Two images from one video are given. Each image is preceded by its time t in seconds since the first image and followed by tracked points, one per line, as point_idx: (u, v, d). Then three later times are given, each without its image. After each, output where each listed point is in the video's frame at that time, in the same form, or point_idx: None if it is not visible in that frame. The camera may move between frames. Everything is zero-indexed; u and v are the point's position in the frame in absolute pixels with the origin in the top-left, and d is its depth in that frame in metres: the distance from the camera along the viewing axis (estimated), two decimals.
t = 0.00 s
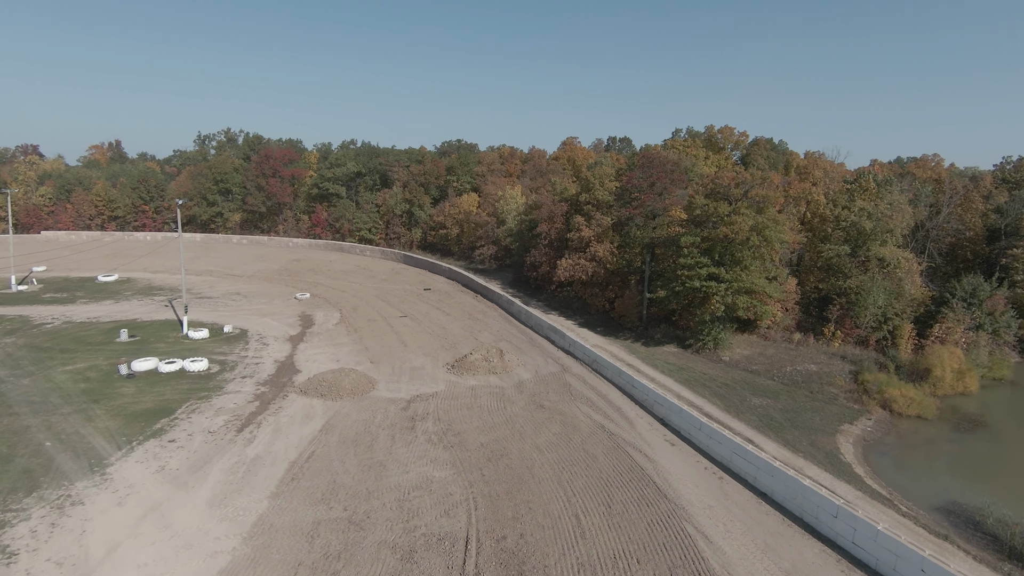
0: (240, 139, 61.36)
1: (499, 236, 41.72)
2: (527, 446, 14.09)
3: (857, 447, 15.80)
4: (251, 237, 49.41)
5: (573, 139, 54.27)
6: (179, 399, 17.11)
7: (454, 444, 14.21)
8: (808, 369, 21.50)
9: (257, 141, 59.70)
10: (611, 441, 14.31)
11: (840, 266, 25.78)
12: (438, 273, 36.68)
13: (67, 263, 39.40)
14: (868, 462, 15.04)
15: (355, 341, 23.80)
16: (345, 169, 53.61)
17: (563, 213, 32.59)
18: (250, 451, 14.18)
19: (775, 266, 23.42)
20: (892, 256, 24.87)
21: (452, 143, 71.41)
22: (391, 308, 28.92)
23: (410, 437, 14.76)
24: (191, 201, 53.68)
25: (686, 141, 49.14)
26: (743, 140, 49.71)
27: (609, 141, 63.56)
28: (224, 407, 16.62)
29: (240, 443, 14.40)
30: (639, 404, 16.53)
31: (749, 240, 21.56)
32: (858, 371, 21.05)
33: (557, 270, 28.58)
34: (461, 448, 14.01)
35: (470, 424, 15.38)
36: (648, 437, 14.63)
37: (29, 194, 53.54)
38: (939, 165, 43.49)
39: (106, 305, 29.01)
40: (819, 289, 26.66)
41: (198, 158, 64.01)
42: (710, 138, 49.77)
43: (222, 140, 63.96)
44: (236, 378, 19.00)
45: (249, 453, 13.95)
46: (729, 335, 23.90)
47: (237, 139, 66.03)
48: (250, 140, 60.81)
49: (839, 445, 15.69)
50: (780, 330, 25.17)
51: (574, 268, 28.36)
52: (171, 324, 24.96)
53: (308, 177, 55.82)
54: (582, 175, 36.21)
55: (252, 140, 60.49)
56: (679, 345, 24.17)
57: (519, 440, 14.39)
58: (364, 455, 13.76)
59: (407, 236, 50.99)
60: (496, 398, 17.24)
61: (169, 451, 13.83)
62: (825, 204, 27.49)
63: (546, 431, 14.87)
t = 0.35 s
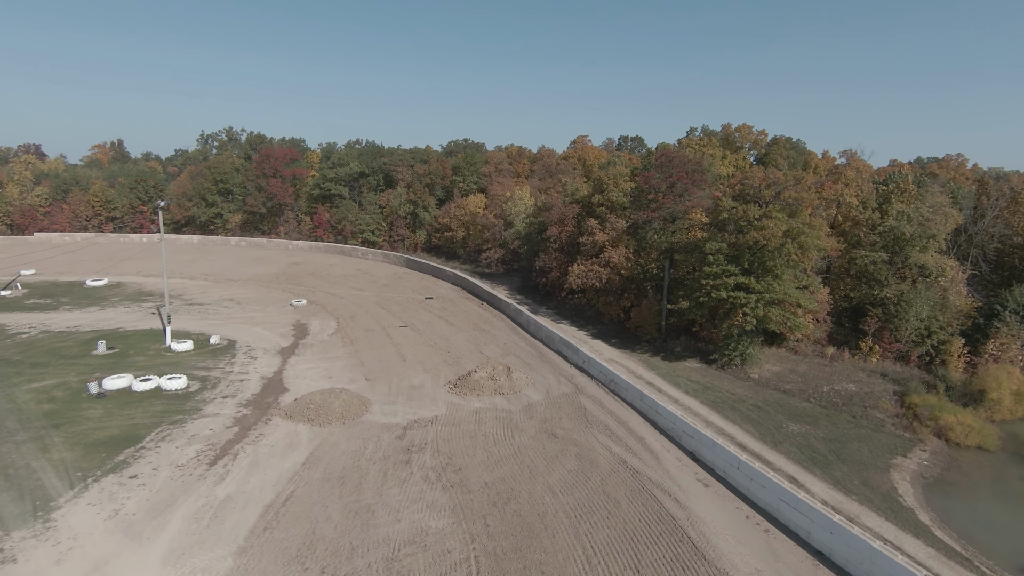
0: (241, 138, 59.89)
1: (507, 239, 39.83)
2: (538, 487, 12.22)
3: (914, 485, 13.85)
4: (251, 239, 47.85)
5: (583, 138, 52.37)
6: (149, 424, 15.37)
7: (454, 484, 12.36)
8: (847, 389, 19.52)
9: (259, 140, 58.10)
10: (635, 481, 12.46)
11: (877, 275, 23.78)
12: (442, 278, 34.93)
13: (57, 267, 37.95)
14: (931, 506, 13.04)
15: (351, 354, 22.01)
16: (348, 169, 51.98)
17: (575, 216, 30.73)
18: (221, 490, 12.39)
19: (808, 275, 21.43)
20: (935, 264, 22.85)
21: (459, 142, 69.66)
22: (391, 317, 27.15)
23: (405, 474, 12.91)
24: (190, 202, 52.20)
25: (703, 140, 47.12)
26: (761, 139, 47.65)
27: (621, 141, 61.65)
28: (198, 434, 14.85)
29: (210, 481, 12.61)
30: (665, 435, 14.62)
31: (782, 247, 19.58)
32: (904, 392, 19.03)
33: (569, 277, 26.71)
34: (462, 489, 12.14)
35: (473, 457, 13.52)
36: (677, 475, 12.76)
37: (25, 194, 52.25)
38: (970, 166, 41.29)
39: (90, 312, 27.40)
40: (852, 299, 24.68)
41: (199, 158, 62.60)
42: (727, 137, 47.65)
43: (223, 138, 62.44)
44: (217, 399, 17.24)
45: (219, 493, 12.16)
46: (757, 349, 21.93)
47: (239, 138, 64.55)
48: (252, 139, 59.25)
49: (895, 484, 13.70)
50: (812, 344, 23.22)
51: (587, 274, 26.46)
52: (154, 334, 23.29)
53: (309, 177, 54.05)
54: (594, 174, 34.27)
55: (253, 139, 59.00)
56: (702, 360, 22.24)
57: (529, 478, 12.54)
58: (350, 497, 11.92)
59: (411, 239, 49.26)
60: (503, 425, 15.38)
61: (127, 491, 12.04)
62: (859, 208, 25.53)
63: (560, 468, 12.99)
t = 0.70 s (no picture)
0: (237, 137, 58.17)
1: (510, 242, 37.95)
2: (548, 542, 10.36)
3: (983, 535, 11.95)
4: (244, 241, 46.10)
5: (590, 137, 50.47)
6: (105, 456, 13.55)
7: (449, 538, 10.51)
8: (887, 413, 17.62)
9: (255, 139, 56.39)
10: (661, 534, 10.61)
11: (913, 284, 21.89)
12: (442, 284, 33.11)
13: (40, 270, 36.22)
14: (1008, 564, 11.14)
15: (341, 369, 20.19)
16: (346, 169, 50.21)
17: (583, 219, 28.92)
18: (175, 543, 10.55)
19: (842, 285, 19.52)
20: (979, 273, 20.97)
21: (461, 141, 67.81)
22: (387, 327, 25.32)
23: (391, 523, 11.06)
24: (183, 202, 50.48)
25: (715, 138, 45.17)
26: (776, 137, 45.67)
27: (628, 140, 59.75)
28: (159, 469, 13.03)
29: (163, 532, 10.78)
30: (692, 474, 12.75)
31: (817, 256, 17.66)
32: (953, 417, 17.15)
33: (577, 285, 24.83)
34: (459, 546, 10.29)
35: (472, 503, 11.66)
36: (709, 527, 10.88)
37: (13, 194, 50.62)
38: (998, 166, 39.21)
39: (66, 320, 25.63)
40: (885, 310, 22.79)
41: (194, 156, 60.90)
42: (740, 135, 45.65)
43: (219, 136, 60.72)
44: (186, 424, 15.42)
45: (171, 548, 10.32)
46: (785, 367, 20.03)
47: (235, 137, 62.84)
48: (248, 137, 57.52)
49: (962, 535, 11.79)
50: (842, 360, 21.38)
51: (598, 282, 24.61)
52: (129, 346, 21.49)
53: (306, 176, 52.27)
54: (603, 174, 32.41)
55: (249, 137, 57.27)
56: (724, 378, 20.37)
57: (535, 531, 10.70)
58: (326, 556, 10.06)
59: (412, 241, 47.49)
60: (506, 459, 13.52)
61: (63, 547, 10.21)
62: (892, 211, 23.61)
63: (573, 517, 11.13)
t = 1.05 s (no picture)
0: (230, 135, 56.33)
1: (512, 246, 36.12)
2: None
3: None
4: (235, 243, 44.23)
5: (595, 135, 48.59)
6: (40, 498, 11.65)
7: None
8: (934, 443, 15.73)
9: (248, 137, 54.54)
10: None
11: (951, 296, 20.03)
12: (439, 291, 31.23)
13: (16, 274, 34.36)
14: None
15: (324, 388, 18.30)
16: (341, 169, 48.35)
17: (589, 222, 27.14)
18: None
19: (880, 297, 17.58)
20: None
21: (462, 140, 65.91)
22: (378, 338, 23.45)
23: None
24: (172, 203, 48.63)
25: (726, 137, 43.28)
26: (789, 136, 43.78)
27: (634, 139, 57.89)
28: (100, 517, 11.13)
29: None
30: (725, 526, 10.84)
31: (856, 266, 15.70)
32: (1009, 448, 15.34)
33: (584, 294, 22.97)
34: None
35: (466, 565, 9.75)
36: None
37: None
38: None
39: (32, 330, 23.76)
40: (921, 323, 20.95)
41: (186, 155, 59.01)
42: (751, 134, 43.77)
43: (211, 135, 58.82)
44: (142, 457, 13.53)
45: None
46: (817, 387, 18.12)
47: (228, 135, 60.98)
48: (240, 136, 55.68)
49: None
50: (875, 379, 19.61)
51: (607, 291, 22.74)
52: (93, 362, 19.59)
53: (300, 176, 50.41)
54: (610, 174, 30.52)
55: (242, 136, 55.42)
56: (746, 400, 18.50)
57: None
58: None
59: (409, 244, 45.67)
60: (506, 505, 11.60)
61: None
62: (927, 214, 21.72)
63: None
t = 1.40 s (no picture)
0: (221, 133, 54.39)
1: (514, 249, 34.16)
2: None
3: None
4: (223, 245, 42.31)
5: (600, 134, 46.74)
6: None
7: None
8: (994, 480, 13.81)
9: (240, 136, 52.61)
10: None
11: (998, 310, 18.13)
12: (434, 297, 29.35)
13: None
14: None
15: (303, 412, 16.40)
16: (335, 168, 46.45)
17: (596, 226, 25.32)
18: None
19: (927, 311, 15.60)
20: None
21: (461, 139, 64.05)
22: (367, 352, 21.54)
23: None
24: (159, 203, 46.74)
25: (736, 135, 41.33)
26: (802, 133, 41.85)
27: (639, 138, 56.00)
28: None
29: None
30: None
31: (906, 278, 13.66)
32: None
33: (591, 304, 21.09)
34: None
35: None
36: None
37: None
38: None
39: None
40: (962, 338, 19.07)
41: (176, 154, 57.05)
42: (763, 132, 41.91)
43: (202, 133, 56.84)
44: (83, 501, 11.62)
45: None
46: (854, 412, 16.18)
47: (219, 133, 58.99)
48: (232, 134, 53.82)
49: None
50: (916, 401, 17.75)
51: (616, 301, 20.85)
52: (50, 380, 17.67)
53: (293, 176, 48.54)
54: (618, 174, 28.61)
55: (234, 134, 53.47)
56: (774, 425, 16.62)
57: None
58: None
59: (406, 247, 43.96)
60: (507, 568, 9.67)
61: None
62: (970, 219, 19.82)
63: None
